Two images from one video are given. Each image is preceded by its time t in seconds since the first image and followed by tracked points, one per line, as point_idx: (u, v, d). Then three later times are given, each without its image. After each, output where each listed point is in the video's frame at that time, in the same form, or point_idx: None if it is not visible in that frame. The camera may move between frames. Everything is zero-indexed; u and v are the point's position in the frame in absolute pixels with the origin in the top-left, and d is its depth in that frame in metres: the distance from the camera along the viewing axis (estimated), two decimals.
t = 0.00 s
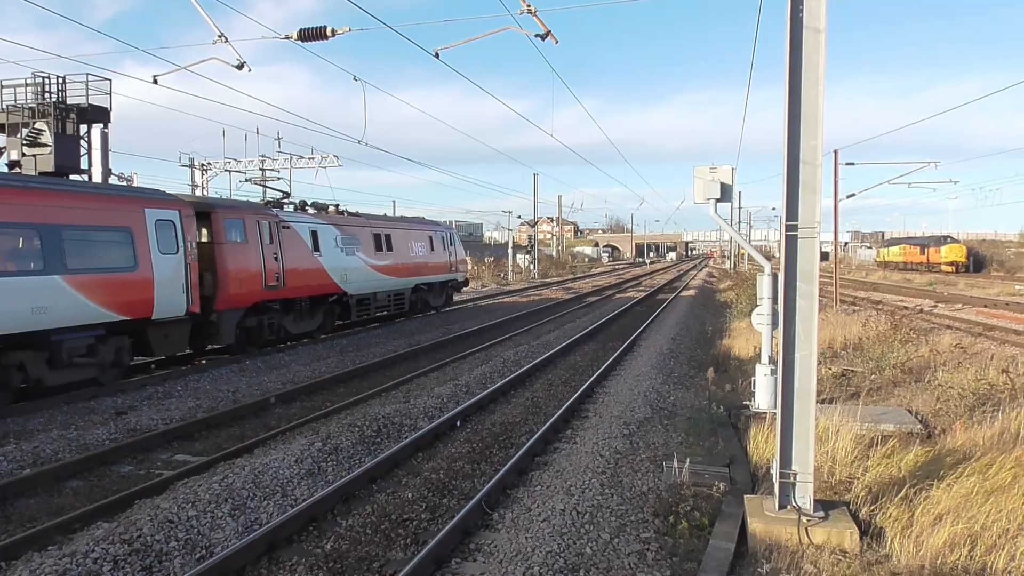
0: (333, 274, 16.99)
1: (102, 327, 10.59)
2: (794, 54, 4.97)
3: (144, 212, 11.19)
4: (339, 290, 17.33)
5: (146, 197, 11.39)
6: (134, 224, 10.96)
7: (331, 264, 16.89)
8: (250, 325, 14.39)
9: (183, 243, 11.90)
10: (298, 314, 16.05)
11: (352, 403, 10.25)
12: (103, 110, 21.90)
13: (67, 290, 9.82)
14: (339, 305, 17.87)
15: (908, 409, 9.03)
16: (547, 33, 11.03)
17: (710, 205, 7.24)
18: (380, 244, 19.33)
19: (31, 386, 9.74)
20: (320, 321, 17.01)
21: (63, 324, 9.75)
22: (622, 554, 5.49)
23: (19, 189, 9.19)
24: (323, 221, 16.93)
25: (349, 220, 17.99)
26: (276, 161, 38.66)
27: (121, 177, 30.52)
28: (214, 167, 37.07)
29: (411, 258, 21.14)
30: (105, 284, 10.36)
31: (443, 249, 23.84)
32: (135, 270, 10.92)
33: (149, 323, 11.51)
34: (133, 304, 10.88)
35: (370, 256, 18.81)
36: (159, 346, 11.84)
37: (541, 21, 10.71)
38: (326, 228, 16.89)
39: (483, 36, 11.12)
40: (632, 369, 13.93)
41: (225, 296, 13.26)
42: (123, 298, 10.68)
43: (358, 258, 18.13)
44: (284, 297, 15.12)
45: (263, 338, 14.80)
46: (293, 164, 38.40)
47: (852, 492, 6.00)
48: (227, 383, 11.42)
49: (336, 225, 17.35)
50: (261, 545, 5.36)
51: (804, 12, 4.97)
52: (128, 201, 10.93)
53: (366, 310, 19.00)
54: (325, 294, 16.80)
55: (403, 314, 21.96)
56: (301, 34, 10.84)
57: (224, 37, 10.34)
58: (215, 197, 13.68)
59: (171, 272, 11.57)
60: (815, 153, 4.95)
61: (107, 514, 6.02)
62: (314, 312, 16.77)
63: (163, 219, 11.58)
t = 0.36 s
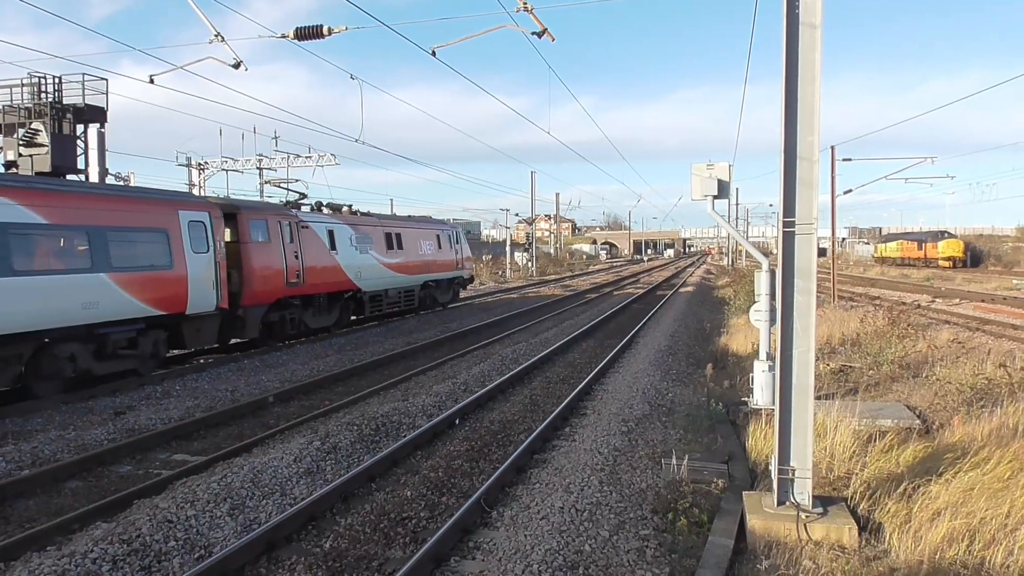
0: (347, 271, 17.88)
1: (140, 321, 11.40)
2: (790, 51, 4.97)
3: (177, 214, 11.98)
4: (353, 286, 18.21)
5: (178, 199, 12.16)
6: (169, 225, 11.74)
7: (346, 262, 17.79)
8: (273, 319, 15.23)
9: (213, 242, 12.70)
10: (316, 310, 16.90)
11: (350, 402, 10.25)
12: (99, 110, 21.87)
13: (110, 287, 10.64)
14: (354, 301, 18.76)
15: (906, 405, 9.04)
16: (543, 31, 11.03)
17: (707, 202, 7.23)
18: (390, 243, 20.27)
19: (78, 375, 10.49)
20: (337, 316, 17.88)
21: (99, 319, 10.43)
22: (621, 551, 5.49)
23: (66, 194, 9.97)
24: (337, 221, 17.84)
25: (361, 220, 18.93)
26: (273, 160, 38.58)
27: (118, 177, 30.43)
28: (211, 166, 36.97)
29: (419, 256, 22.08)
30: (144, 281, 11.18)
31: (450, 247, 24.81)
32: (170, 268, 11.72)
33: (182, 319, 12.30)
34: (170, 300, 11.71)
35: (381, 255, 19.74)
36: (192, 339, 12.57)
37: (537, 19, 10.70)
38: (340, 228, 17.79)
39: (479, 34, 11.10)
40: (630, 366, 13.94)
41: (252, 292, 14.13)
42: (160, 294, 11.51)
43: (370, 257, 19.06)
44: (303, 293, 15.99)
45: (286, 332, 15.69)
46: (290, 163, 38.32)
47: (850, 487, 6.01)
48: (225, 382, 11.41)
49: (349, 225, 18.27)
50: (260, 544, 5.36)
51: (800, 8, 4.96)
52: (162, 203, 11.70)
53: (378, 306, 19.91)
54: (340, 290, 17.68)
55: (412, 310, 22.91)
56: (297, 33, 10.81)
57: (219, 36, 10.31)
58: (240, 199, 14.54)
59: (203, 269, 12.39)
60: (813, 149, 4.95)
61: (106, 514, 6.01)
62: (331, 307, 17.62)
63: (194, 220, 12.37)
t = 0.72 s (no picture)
0: (361, 270, 18.80)
1: (175, 318, 12.17)
2: (785, 49, 4.98)
3: (206, 217, 12.77)
4: (366, 285, 19.13)
5: (207, 203, 12.96)
6: (199, 227, 12.52)
7: (359, 262, 18.72)
8: (293, 317, 16.09)
9: (239, 244, 13.47)
10: (332, 308, 17.80)
11: (348, 402, 10.24)
12: (93, 111, 21.83)
13: (148, 286, 11.39)
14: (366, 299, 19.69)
15: (903, 401, 9.06)
16: (538, 30, 11.01)
17: (702, 200, 7.26)
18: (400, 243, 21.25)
19: (120, 368, 11.27)
20: (351, 313, 18.79)
21: (136, 317, 11.14)
22: (619, 550, 5.49)
23: (107, 199, 10.75)
24: (351, 222, 18.77)
25: (373, 221, 19.90)
26: (269, 162, 38.51)
27: (113, 180, 30.30)
28: (206, 168, 36.89)
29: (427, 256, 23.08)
30: (178, 280, 11.95)
31: (455, 246, 25.85)
32: (202, 269, 12.48)
33: (212, 316, 13.01)
34: (202, 298, 12.48)
35: (391, 254, 20.69)
36: (222, 336, 13.35)
37: (531, 18, 10.69)
38: (353, 229, 18.72)
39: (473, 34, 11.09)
40: (627, 364, 13.97)
41: (274, 291, 15.02)
42: (193, 293, 12.28)
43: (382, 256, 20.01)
44: (320, 292, 16.87)
45: (304, 329, 16.56)
46: (286, 164, 38.26)
47: (848, 484, 6.03)
48: (222, 384, 11.38)
49: (362, 226, 19.21)
50: (258, 545, 5.35)
51: (794, 6, 4.96)
52: (193, 207, 12.48)
53: (389, 304, 20.85)
54: (354, 289, 18.57)
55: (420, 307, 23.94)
56: (292, 33, 10.78)
57: (214, 37, 10.29)
58: (261, 203, 15.42)
59: (231, 269, 13.17)
60: (807, 147, 4.95)
61: (103, 517, 5.98)
62: (345, 306, 18.52)
63: (222, 223, 13.17)
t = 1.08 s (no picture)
0: (373, 270, 19.88)
1: (206, 315, 13.21)
2: (779, 47, 4.98)
3: (231, 220, 13.89)
4: (377, 284, 20.22)
5: (229, 208, 14.03)
6: (224, 230, 13.60)
7: (371, 262, 19.79)
8: (310, 314, 17.17)
9: (260, 244, 14.59)
10: (347, 306, 18.88)
11: (345, 403, 10.23)
12: (89, 114, 21.77)
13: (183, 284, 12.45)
14: (377, 298, 20.77)
15: (900, 398, 9.07)
16: (533, 30, 11.01)
17: (699, 199, 7.27)
18: (408, 244, 22.34)
19: (158, 362, 12.18)
20: (363, 311, 19.88)
21: (171, 313, 12.13)
22: (618, 549, 5.49)
23: (145, 205, 11.81)
24: (362, 225, 19.82)
25: (383, 223, 20.98)
26: (265, 163, 38.43)
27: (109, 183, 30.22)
28: (203, 170, 36.80)
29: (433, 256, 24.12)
30: (209, 279, 13.04)
31: (460, 247, 26.90)
32: (228, 268, 13.57)
33: (239, 314, 14.17)
34: (230, 296, 13.58)
35: (400, 255, 21.76)
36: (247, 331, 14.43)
37: (527, 18, 10.68)
38: (365, 231, 19.78)
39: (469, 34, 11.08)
40: (624, 363, 14.01)
41: (295, 291, 16.11)
42: (222, 291, 13.36)
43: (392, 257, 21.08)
44: (335, 291, 17.96)
45: (321, 326, 17.65)
46: (282, 166, 38.21)
47: (846, 481, 6.04)
48: (220, 386, 11.37)
49: (372, 228, 20.27)
50: (257, 547, 5.34)
51: (788, 5, 4.97)
52: (218, 211, 13.55)
53: (398, 303, 21.93)
54: (366, 288, 19.65)
55: (427, 306, 25.01)
56: (287, 35, 10.76)
57: (209, 39, 10.28)
58: (281, 206, 16.49)
59: (255, 268, 14.29)
60: (803, 145, 4.95)
61: (101, 519, 5.97)
62: (358, 304, 19.61)
63: (245, 226, 14.29)
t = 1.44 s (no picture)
0: (387, 270, 20.74)
1: (236, 312, 14.02)
2: (777, 47, 4.99)
3: (260, 223, 14.76)
4: (391, 283, 21.07)
5: (257, 211, 14.78)
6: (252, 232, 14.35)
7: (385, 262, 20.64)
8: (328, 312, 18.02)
9: (285, 245, 15.41)
10: (362, 304, 19.74)
11: (345, 404, 10.24)
12: (87, 114, 21.75)
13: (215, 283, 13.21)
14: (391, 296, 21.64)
15: (899, 398, 9.07)
16: (531, 31, 11.01)
17: (698, 199, 7.27)
18: (419, 244, 23.23)
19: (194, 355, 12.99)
20: (377, 309, 20.75)
21: (205, 310, 12.90)
22: (618, 549, 5.49)
23: (177, 208, 12.52)
24: (376, 226, 20.70)
25: (396, 225, 21.86)
26: (264, 164, 38.43)
27: (107, 185, 30.19)
28: (202, 171, 36.79)
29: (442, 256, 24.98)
30: (239, 278, 13.81)
31: (467, 247, 27.77)
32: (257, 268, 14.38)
33: (265, 311, 14.96)
34: (257, 293, 14.35)
35: (412, 255, 22.63)
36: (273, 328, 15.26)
37: (525, 19, 10.69)
38: (379, 232, 20.64)
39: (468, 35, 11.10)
40: (624, 364, 14.02)
41: (315, 289, 16.96)
42: (251, 288, 14.13)
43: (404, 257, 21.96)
44: (352, 289, 18.82)
45: (339, 323, 18.51)
46: (281, 166, 38.21)
47: (845, 481, 6.05)
48: (219, 387, 11.38)
49: (386, 229, 21.15)
50: (256, 548, 5.34)
51: (787, 5, 4.97)
52: (246, 214, 14.30)
53: (409, 301, 22.80)
54: (380, 287, 20.52)
55: (435, 305, 25.86)
56: (286, 36, 10.77)
57: (208, 40, 10.28)
58: (301, 209, 17.31)
59: (280, 268, 15.07)
60: (801, 145, 4.96)
61: (100, 521, 5.97)
62: (373, 302, 20.47)
63: (271, 227, 15.13)
